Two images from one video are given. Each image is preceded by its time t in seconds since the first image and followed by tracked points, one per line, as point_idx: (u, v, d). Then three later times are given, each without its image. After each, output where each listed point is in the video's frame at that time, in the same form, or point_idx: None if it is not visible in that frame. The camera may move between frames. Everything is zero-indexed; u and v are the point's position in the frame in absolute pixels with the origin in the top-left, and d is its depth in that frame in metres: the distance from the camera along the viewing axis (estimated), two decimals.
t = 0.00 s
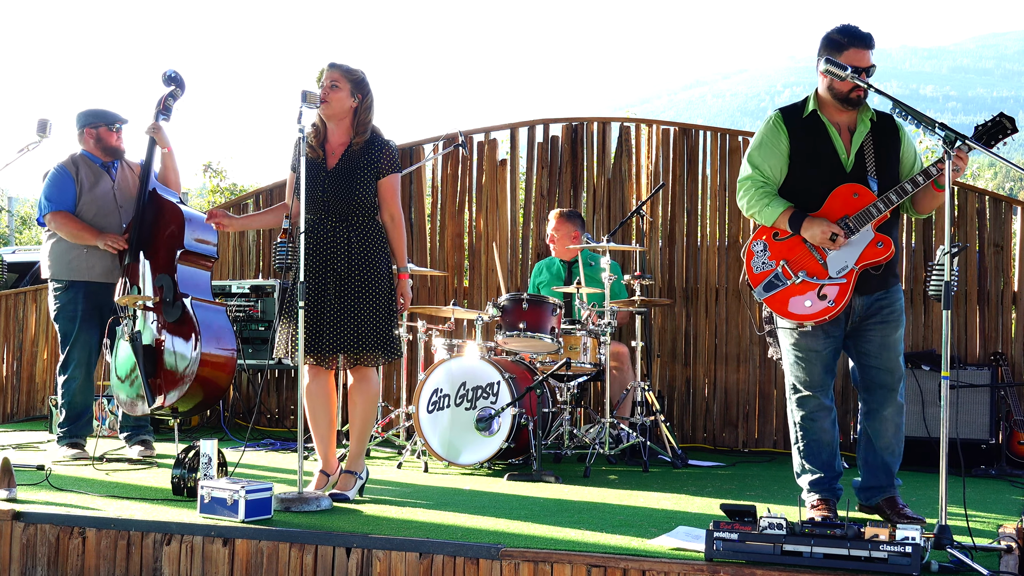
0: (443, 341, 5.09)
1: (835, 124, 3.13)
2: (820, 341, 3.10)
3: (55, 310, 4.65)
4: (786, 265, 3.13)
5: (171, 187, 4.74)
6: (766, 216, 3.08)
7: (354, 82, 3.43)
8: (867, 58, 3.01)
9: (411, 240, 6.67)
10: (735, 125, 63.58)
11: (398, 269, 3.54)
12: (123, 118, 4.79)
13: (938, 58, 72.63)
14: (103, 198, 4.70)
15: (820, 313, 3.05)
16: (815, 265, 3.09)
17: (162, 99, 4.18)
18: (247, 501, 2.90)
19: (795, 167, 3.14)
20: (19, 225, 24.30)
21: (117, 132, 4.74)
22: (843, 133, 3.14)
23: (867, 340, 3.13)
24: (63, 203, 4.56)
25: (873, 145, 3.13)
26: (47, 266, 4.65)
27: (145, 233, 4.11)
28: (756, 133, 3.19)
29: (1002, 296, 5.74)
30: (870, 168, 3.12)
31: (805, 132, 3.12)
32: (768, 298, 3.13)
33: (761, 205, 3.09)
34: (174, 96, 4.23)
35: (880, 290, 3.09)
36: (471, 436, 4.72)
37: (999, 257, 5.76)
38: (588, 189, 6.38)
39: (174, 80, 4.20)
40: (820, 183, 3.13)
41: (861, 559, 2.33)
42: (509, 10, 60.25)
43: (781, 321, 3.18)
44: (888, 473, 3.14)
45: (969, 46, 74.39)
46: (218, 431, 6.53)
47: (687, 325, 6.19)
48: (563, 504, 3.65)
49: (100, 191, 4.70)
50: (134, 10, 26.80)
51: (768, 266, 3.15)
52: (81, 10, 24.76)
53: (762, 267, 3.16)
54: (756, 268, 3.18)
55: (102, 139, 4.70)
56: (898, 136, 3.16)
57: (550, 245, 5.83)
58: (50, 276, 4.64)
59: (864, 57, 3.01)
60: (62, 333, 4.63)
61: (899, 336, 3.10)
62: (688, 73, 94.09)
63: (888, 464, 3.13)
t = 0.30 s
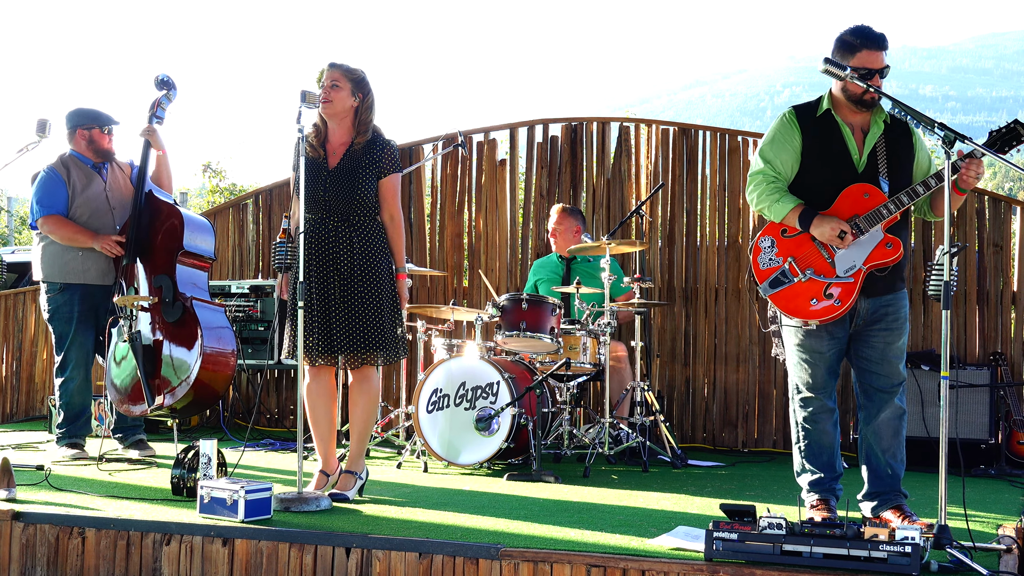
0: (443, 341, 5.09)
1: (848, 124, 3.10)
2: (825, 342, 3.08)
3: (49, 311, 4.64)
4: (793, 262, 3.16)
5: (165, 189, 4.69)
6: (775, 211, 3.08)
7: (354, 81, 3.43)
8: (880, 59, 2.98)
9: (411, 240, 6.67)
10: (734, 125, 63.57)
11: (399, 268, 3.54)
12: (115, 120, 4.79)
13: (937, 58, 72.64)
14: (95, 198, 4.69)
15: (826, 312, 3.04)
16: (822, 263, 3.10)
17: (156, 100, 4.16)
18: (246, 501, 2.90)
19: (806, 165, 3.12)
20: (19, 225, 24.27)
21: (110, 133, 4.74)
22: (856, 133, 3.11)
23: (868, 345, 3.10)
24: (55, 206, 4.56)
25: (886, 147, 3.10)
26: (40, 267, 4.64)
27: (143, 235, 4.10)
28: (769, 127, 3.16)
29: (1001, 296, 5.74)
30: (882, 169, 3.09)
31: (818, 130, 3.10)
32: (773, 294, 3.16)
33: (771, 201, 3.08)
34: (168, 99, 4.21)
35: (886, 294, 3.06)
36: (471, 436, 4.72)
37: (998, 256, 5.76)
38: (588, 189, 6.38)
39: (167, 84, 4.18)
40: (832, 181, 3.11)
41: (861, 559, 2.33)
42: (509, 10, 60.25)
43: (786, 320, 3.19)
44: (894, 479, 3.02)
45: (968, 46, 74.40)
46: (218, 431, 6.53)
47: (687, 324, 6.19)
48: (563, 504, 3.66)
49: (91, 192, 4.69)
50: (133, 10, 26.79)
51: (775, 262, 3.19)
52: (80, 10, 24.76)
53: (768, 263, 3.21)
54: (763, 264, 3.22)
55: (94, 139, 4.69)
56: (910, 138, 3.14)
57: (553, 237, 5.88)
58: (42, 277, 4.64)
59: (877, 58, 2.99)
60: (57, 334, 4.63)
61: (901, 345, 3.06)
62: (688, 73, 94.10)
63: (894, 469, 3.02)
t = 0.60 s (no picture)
0: (443, 341, 5.09)
1: (870, 122, 3.10)
2: (839, 345, 3.07)
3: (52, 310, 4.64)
4: (809, 256, 3.11)
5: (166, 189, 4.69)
6: (791, 205, 3.08)
7: (355, 81, 3.43)
8: (902, 57, 2.97)
9: (411, 240, 6.67)
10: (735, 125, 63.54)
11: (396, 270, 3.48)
12: (117, 119, 4.79)
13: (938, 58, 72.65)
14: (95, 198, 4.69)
15: (841, 308, 3.02)
16: (838, 258, 3.06)
17: (154, 99, 4.15)
18: (246, 501, 2.90)
19: (825, 159, 3.12)
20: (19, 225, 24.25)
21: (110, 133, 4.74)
22: (878, 131, 3.10)
23: (881, 348, 3.10)
24: (55, 206, 4.57)
25: (906, 146, 3.09)
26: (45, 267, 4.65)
27: (139, 235, 4.09)
28: (790, 121, 3.16)
29: (1001, 296, 5.74)
30: (902, 167, 3.08)
31: (839, 126, 3.09)
32: (787, 288, 3.10)
33: (787, 194, 3.09)
34: (165, 96, 4.19)
35: (900, 296, 3.05)
36: (471, 436, 4.72)
37: (998, 256, 5.76)
38: (588, 189, 6.38)
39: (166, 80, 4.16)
40: (851, 177, 3.10)
41: (861, 559, 2.33)
42: (509, 10, 60.25)
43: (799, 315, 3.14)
44: (896, 482, 3.03)
45: (969, 46, 74.37)
46: (218, 431, 6.53)
47: (687, 324, 6.19)
48: (563, 504, 3.66)
49: (92, 192, 4.68)
50: (133, 10, 26.78)
51: (790, 256, 3.12)
52: (80, 10, 24.75)
53: (784, 256, 3.14)
54: (778, 257, 3.15)
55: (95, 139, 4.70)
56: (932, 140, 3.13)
57: (556, 238, 5.87)
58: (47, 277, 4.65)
59: (899, 58, 2.97)
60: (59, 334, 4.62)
61: (915, 348, 3.06)
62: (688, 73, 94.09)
63: (897, 472, 3.03)
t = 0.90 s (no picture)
0: (443, 341, 5.09)
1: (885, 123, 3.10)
2: (850, 348, 3.05)
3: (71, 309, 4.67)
4: (822, 257, 3.12)
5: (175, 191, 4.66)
6: (806, 205, 3.06)
7: (355, 82, 3.44)
8: (917, 61, 2.95)
9: (411, 240, 6.67)
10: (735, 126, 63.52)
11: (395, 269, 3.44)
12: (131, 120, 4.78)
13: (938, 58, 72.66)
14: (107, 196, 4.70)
15: (853, 309, 3.01)
16: (852, 259, 3.07)
17: (164, 92, 4.16)
18: (247, 501, 2.90)
19: (840, 159, 3.12)
20: (19, 225, 24.24)
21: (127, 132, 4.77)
22: (893, 132, 3.11)
23: (891, 349, 3.09)
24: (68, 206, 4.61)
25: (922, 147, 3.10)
26: (63, 266, 4.69)
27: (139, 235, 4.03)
28: (805, 121, 3.16)
29: (1002, 297, 5.74)
30: (917, 168, 3.09)
31: (855, 126, 3.10)
32: (799, 289, 3.12)
33: (801, 193, 3.07)
34: (175, 89, 4.19)
35: (912, 298, 3.04)
36: (472, 437, 4.72)
37: (998, 257, 5.76)
38: (588, 189, 6.38)
39: (178, 73, 4.16)
40: (865, 177, 3.10)
41: (861, 559, 2.33)
42: (509, 11, 60.25)
43: (811, 317, 3.16)
44: (897, 482, 3.04)
45: (969, 47, 74.36)
46: (218, 431, 6.54)
47: (687, 325, 6.18)
48: (563, 504, 3.66)
49: (103, 192, 4.69)
50: (134, 10, 26.77)
51: (802, 257, 3.15)
52: (81, 10, 24.76)
53: (796, 257, 3.17)
54: (790, 258, 3.18)
55: (111, 139, 4.74)
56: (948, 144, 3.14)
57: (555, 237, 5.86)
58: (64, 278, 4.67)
59: (912, 61, 2.95)
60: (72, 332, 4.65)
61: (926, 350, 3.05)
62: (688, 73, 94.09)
63: (898, 472, 3.04)
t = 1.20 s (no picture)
0: (443, 341, 5.09)
1: (896, 124, 3.10)
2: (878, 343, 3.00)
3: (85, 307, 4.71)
4: (834, 258, 3.13)
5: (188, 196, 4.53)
6: (817, 207, 3.06)
7: (356, 83, 3.43)
8: (925, 64, 2.95)
9: (411, 240, 6.66)
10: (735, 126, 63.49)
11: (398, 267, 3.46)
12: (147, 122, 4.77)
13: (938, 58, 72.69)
14: (121, 200, 4.71)
15: (868, 310, 3.02)
16: (864, 260, 3.07)
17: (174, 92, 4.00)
18: (247, 501, 2.90)
19: (851, 161, 3.12)
20: (19, 225, 24.22)
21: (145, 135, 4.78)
22: (904, 134, 3.10)
23: (907, 351, 3.11)
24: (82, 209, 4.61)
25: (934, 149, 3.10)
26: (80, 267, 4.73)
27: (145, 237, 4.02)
28: (815, 124, 3.16)
29: (1002, 297, 5.74)
30: (930, 170, 3.09)
31: (865, 129, 3.11)
32: (812, 290, 3.13)
33: (813, 196, 3.06)
34: (186, 89, 4.04)
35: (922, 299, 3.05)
36: (472, 437, 4.72)
37: (999, 258, 5.76)
38: (588, 189, 6.38)
39: (189, 73, 4.00)
40: (878, 180, 3.10)
41: (861, 560, 2.33)
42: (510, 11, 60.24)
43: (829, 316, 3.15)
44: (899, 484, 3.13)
45: (969, 47, 74.36)
46: (218, 431, 6.54)
47: (687, 325, 6.18)
48: (563, 504, 3.67)
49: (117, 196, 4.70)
50: (134, 10, 26.77)
51: (815, 258, 3.15)
52: (81, 10, 24.75)
53: (809, 258, 3.17)
54: (802, 259, 3.18)
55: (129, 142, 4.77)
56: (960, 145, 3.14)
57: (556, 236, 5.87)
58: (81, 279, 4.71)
59: (921, 63, 2.95)
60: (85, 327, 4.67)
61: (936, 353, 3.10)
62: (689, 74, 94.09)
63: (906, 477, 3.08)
